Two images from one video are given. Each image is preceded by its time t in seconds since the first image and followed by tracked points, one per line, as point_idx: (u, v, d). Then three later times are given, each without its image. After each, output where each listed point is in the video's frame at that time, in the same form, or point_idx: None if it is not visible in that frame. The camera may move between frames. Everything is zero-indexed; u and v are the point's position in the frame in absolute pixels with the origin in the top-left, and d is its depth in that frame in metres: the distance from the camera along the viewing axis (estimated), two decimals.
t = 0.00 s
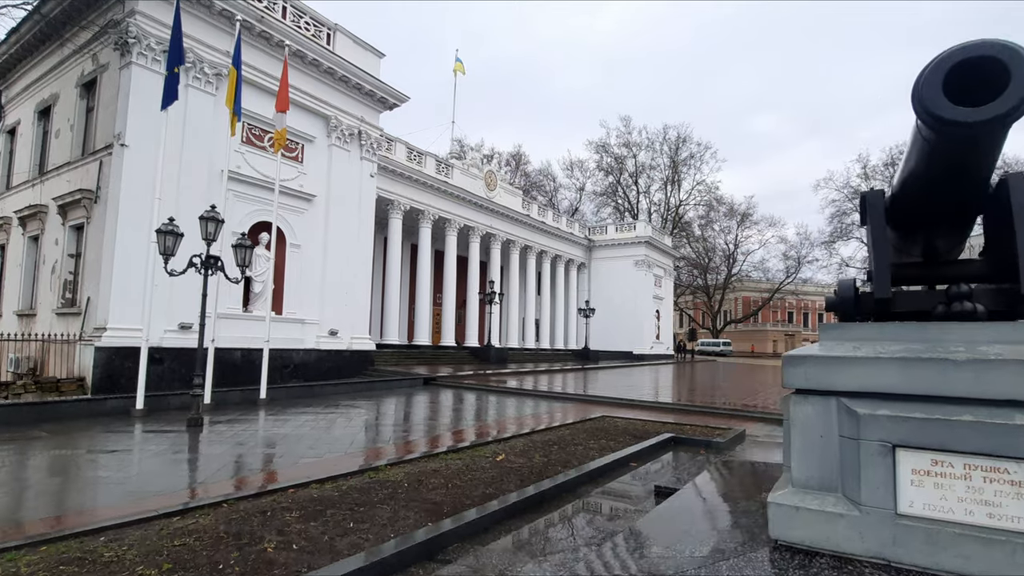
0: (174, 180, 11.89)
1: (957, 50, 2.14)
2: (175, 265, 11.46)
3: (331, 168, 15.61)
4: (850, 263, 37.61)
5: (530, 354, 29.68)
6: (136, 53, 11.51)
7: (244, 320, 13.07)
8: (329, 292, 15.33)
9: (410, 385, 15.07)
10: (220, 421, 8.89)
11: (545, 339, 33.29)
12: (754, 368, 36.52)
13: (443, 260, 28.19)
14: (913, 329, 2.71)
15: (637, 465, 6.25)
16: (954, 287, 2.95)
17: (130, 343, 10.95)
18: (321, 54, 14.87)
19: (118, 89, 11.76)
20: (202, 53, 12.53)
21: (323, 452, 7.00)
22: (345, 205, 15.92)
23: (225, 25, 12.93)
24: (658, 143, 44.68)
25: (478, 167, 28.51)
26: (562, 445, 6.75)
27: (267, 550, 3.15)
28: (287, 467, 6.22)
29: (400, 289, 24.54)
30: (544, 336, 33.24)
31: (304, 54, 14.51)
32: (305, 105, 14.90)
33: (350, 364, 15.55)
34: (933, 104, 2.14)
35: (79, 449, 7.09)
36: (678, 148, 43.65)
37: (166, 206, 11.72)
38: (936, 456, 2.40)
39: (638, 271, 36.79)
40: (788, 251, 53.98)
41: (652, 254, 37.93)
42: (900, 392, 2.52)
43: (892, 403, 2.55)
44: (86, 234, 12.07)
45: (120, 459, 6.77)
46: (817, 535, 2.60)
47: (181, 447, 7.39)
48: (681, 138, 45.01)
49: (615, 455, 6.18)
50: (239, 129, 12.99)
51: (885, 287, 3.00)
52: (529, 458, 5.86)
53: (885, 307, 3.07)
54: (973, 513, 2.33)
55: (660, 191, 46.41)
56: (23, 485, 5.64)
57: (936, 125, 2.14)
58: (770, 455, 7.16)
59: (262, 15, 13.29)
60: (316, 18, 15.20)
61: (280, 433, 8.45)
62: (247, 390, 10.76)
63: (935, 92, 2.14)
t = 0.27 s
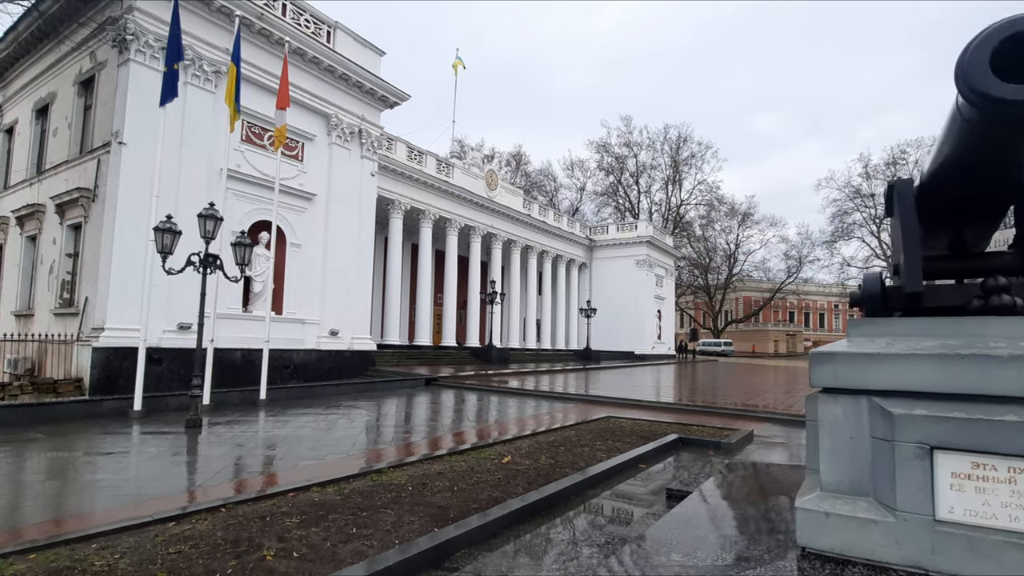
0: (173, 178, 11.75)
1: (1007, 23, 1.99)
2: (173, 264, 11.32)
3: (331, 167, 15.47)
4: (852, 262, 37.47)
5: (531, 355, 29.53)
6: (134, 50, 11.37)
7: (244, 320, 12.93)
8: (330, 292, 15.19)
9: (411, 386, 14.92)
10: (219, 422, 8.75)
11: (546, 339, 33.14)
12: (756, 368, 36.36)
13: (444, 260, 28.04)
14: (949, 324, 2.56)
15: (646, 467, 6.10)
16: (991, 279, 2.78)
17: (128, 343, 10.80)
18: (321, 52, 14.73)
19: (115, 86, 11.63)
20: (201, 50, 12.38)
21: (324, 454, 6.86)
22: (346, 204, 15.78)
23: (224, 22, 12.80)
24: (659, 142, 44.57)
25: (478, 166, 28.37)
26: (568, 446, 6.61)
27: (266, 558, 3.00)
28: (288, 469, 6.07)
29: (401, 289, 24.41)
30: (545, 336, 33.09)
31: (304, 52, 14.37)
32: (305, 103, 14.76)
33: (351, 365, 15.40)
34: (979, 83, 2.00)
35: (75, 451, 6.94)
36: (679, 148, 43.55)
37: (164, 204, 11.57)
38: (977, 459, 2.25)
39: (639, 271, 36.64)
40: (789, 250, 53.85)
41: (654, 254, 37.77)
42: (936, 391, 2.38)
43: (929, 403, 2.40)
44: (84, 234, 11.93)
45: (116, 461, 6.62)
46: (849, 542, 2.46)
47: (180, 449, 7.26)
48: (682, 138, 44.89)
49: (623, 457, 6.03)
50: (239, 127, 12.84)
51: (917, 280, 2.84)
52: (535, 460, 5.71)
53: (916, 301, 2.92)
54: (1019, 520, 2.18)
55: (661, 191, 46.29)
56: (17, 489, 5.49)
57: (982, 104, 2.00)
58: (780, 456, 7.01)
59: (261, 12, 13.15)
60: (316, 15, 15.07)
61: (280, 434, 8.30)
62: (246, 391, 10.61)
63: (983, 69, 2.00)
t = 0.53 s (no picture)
0: (171, 177, 11.58)
1: None
2: (171, 264, 11.17)
3: (331, 166, 15.31)
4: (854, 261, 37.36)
5: (533, 355, 29.37)
6: (131, 48, 11.22)
7: (243, 321, 12.77)
8: (330, 293, 15.03)
9: (413, 387, 14.76)
10: (218, 425, 8.58)
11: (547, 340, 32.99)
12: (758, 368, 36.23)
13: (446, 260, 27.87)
14: (991, 322, 2.40)
15: (656, 470, 5.93)
16: None
17: (125, 344, 10.64)
18: (321, 50, 14.57)
19: (113, 84, 11.48)
20: (200, 48, 12.22)
21: (325, 457, 6.69)
22: (346, 204, 15.62)
23: (222, 19, 12.64)
24: (660, 142, 44.45)
25: (479, 166, 28.22)
26: (575, 449, 6.44)
27: (265, 571, 2.84)
28: (287, 474, 5.90)
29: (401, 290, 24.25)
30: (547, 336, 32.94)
31: (303, 50, 14.21)
32: (305, 102, 14.60)
33: (351, 366, 15.25)
34: None
35: (70, 455, 6.78)
36: (680, 147, 43.42)
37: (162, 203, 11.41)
38: None
39: (640, 271, 36.49)
40: (791, 250, 53.72)
41: (655, 253, 37.62)
42: (981, 392, 2.20)
43: (972, 406, 2.23)
44: (81, 234, 11.78)
45: (112, 465, 6.46)
46: (887, 555, 2.30)
47: (178, 452, 7.09)
48: (683, 137, 44.76)
49: (632, 460, 5.87)
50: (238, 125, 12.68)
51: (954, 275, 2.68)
52: (543, 463, 5.54)
53: (952, 298, 2.76)
54: None
55: (662, 191, 46.14)
56: (9, 494, 5.33)
57: None
58: (792, 459, 6.85)
59: (261, 9, 12.98)
60: (316, 13, 14.91)
61: (280, 437, 8.14)
62: (246, 393, 10.45)
63: None
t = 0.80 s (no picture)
0: (168, 176, 11.42)
1: None
2: (168, 264, 11.00)
3: (331, 165, 15.16)
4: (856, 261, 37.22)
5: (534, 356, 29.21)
6: (129, 45, 11.07)
7: (242, 322, 12.62)
8: (330, 293, 14.88)
9: (414, 389, 14.60)
10: (217, 428, 8.42)
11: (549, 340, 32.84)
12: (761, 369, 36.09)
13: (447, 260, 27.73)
14: None
15: (666, 474, 5.77)
16: None
17: (123, 346, 10.49)
18: (322, 48, 14.43)
19: (110, 82, 11.33)
20: (199, 46, 12.08)
21: (326, 462, 6.53)
22: (346, 203, 15.47)
23: (221, 17, 12.50)
24: (660, 142, 44.33)
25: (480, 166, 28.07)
26: (582, 452, 6.29)
27: None
28: (287, 480, 5.75)
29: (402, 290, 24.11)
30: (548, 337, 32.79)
31: (303, 48, 14.07)
32: (305, 100, 14.46)
33: (352, 367, 15.10)
34: None
35: (65, 460, 6.62)
36: (681, 147, 43.31)
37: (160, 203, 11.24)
38: None
39: (642, 271, 36.34)
40: (792, 250, 53.59)
41: (657, 253, 37.47)
42: None
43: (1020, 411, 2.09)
44: (78, 233, 11.61)
45: (108, 470, 6.31)
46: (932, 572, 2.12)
47: (175, 457, 6.94)
48: (684, 137, 44.66)
49: (642, 463, 5.71)
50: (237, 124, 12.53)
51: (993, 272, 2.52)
52: (550, 468, 5.38)
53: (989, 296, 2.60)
54: None
55: (663, 191, 46.00)
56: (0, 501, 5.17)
57: None
58: (804, 462, 6.69)
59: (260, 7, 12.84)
60: (316, 11, 14.77)
61: (280, 440, 7.99)
62: (245, 395, 10.30)
63: None
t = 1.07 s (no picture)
0: (166, 174, 11.25)
1: None
2: (164, 263, 10.82)
3: (332, 164, 15.00)
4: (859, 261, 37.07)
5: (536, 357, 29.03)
6: (126, 42, 10.92)
7: (241, 322, 12.45)
8: (330, 293, 14.72)
9: (415, 390, 14.44)
10: (215, 430, 8.25)
11: (550, 341, 32.67)
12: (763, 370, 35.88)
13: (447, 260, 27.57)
14: None
15: (677, 478, 5.61)
16: None
17: (120, 347, 10.32)
18: (322, 45, 14.28)
19: (107, 79, 11.17)
20: (197, 42, 11.92)
21: (325, 466, 6.36)
22: (346, 202, 15.31)
23: (220, 14, 12.34)
24: (662, 142, 44.20)
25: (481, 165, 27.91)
26: (588, 455, 6.11)
27: None
28: (286, 484, 5.58)
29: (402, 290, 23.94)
30: (549, 337, 32.63)
31: (303, 45, 13.92)
32: (305, 98, 14.31)
33: (353, 368, 14.93)
34: None
35: (59, 463, 6.46)
36: (683, 147, 43.19)
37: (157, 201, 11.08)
38: None
39: (643, 271, 36.18)
40: (794, 250, 53.43)
41: (658, 254, 37.29)
42: None
43: None
44: (75, 232, 11.45)
45: (102, 474, 6.14)
46: None
47: (172, 460, 6.77)
48: (685, 137, 44.51)
49: (652, 467, 5.53)
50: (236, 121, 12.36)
51: None
52: (557, 472, 5.21)
53: None
54: None
55: (665, 190, 45.85)
56: None
57: None
58: (816, 466, 6.52)
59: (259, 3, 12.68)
60: (316, 8, 14.63)
61: (279, 442, 7.82)
62: (244, 396, 10.13)
63: None
